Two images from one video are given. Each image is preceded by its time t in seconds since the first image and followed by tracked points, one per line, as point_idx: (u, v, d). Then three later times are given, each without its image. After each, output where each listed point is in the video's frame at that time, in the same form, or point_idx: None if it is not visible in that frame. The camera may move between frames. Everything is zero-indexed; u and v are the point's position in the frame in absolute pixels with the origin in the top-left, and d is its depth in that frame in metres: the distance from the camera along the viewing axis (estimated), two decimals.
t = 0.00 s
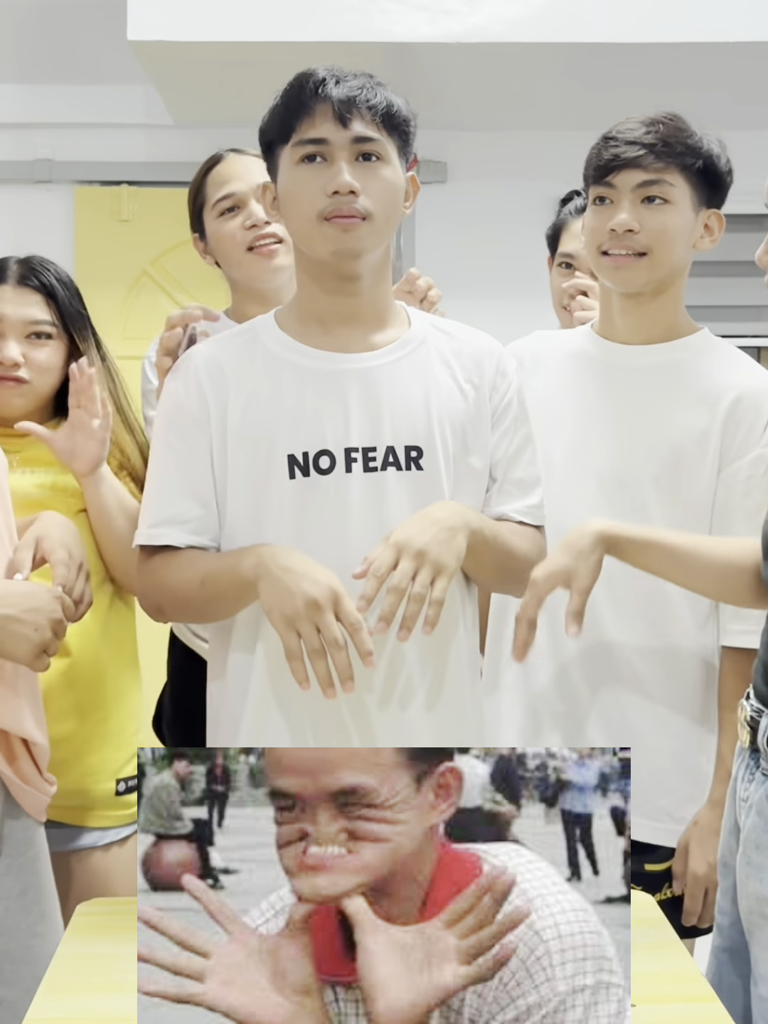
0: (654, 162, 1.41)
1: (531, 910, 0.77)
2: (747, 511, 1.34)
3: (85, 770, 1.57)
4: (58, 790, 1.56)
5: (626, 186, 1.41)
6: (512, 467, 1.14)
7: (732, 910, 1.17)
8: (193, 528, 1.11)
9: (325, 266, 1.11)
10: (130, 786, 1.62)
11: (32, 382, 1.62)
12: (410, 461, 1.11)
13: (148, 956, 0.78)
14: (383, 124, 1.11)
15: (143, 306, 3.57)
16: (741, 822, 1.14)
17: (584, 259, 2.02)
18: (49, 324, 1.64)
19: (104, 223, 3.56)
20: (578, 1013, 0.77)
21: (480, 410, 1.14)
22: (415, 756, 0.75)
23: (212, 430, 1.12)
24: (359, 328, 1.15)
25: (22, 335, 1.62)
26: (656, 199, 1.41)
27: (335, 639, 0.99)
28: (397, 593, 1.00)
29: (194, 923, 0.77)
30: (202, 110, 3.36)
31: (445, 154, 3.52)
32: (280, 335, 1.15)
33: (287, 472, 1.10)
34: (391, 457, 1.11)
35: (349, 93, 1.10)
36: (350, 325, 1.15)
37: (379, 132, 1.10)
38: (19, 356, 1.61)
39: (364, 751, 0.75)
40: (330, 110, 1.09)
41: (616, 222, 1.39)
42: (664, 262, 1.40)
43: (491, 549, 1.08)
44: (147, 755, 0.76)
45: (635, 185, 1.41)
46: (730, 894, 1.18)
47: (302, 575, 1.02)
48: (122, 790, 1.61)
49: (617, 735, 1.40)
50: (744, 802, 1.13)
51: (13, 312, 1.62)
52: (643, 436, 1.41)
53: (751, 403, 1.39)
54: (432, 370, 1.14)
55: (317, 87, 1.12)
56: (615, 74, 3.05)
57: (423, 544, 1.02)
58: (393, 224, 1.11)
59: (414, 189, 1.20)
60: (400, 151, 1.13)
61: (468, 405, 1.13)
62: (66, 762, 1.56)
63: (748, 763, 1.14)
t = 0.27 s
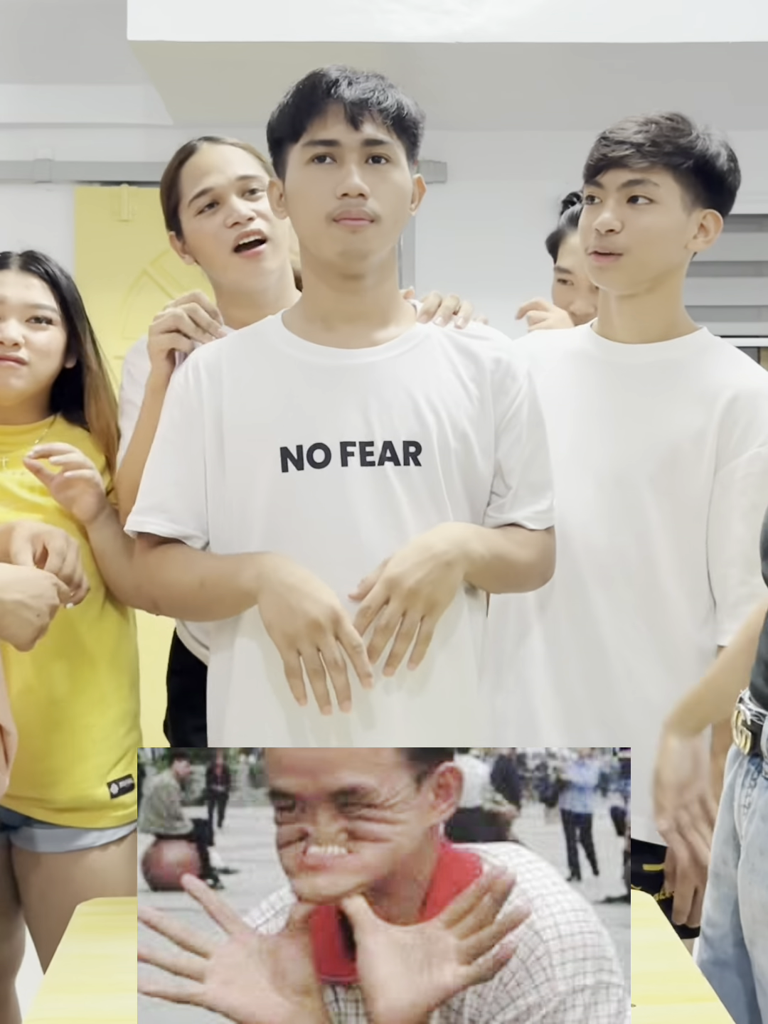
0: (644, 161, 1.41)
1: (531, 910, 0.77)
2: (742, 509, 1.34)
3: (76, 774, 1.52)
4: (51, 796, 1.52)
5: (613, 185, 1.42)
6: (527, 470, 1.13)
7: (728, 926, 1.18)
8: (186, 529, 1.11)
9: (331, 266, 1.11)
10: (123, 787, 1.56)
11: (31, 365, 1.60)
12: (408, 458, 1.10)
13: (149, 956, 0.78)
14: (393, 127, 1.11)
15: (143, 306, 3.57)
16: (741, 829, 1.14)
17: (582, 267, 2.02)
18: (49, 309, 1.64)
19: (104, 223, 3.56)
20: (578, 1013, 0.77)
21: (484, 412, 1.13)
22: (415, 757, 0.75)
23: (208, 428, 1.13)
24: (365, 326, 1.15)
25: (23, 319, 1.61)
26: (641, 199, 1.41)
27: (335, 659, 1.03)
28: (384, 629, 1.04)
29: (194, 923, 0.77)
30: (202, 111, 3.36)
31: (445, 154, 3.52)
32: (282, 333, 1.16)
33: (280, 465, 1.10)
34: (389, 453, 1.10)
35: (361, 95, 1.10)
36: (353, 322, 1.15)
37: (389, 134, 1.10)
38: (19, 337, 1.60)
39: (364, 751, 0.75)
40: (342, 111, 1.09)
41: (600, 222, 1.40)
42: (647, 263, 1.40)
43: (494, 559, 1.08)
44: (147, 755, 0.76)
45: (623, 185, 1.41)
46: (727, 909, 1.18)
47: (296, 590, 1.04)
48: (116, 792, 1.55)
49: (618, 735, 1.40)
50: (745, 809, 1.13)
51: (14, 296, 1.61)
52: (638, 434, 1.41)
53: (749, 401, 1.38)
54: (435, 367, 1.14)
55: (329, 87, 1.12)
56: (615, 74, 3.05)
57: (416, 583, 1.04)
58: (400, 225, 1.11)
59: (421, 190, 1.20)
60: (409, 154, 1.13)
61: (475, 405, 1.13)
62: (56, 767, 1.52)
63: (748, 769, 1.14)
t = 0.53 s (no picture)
0: (651, 161, 1.41)
1: (531, 910, 0.77)
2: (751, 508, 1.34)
3: (55, 771, 1.50)
4: (30, 793, 1.50)
5: (619, 185, 1.42)
6: (533, 469, 1.11)
7: (719, 929, 1.19)
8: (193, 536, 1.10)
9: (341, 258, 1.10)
10: (108, 788, 1.53)
11: (20, 364, 1.60)
12: (412, 460, 1.10)
13: (149, 956, 0.78)
14: (409, 126, 1.11)
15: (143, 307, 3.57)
16: (733, 831, 1.14)
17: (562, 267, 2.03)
18: (38, 311, 1.63)
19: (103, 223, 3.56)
20: (578, 1013, 0.77)
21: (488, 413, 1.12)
22: (415, 756, 0.75)
23: (213, 436, 1.12)
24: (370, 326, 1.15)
25: (13, 320, 1.61)
26: (645, 200, 1.41)
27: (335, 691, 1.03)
28: (365, 610, 1.01)
29: (194, 923, 0.77)
30: (202, 111, 3.36)
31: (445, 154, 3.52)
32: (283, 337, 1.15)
33: (283, 469, 1.10)
34: (392, 455, 1.10)
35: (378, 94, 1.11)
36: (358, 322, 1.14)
37: (405, 133, 1.11)
38: (11, 337, 1.60)
39: (364, 750, 0.75)
40: (359, 107, 1.10)
41: (603, 222, 1.41)
42: (650, 264, 1.40)
43: (498, 558, 1.05)
44: (147, 755, 0.76)
45: (628, 185, 1.41)
46: (719, 913, 1.19)
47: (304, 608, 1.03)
48: (100, 792, 1.53)
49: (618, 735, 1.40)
50: (736, 811, 1.13)
51: (5, 297, 1.61)
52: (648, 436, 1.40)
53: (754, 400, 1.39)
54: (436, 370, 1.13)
55: (349, 83, 1.12)
56: (615, 74, 3.05)
57: (400, 559, 1.01)
58: (412, 224, 1.11)
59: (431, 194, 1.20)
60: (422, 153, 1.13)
61: (477, 404, 1.12)
62: (33, 763, 1.50)
63: (738, 770, 1.14)
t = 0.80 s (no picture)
0: (665, 162, 1.41)
1: (531, 910, 0.77)
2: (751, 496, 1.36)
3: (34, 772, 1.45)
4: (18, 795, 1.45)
5: (632, 187, 1.42)
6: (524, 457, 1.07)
7: (714, 932, 1.19)
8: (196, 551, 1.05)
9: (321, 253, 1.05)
10: (97, 787, 1.48)
11: None
12: (404, 459, 1.05)
13: (149, 955, 0.78)
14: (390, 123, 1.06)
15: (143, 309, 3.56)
16: (728, 831, 1.14)
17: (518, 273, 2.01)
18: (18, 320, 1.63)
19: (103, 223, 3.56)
20: (578, 1013, 0.77)
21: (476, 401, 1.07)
22: (415, 757, 0.75)
23: (204, 444, 1.07)
24: (355, 321, 1.09)
25: None
26: (657, 203, 1.41)
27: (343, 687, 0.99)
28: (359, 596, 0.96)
29: (194, 923, 0.77)
30: (202, 111, 3.36)
31: (445, 154, 3.52)
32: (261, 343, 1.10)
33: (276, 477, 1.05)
34: (383, 456, 1.05)
35: (360, 88, 1.06)
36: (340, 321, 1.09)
37: (387, 130, 1.06)
38: None
39: (364, 750, 0.75)
40: (342, 101, 1.05)
41: (616, 223, 1.41)
42: (662, 267, 1.40)
43: (484, 547, 1.02)
44: (147, 755, 0.76)
45: (642, 187, 1.41)
46: (714, 915, 1.19)
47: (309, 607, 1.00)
48: (90, 790, 1.47)
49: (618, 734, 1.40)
50: (730, 810, 1.13)
51: None
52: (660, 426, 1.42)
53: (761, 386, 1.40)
54: (423, 360, 1.08)
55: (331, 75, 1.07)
56: (615, 74, 3.05)
57: (382, 538, 0.97)
58: (391, 224, 1.06)
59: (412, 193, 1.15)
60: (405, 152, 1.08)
61: (465, 394, 1.08)
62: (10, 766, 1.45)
63: (733, 770, 1.14)
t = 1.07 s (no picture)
0: (673, 156, 1.46)
1: (531, 910, 0.77)
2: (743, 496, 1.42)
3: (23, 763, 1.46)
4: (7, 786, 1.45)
5: (639, 180, 1.47)
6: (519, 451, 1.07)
7: (716, 935, 1.19)
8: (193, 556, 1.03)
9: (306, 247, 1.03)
10: (87, 774, 1.49)
11: None
12: (399, 458, 1.05)
13: (148, 956, 0.78)
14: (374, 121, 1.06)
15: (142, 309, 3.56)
16: (729, 834, 1.14)
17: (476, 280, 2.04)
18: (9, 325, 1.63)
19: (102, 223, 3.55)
20: (578, 1013, 0.77)
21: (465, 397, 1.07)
22: (415, 757, 0.75)
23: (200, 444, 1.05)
24: (342, 320, 1.08)
25: None
26: (664, 196, 1.46)
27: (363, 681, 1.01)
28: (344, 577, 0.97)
29: (194, 923, 0.77)
30: (202, 111, 3.36)
31: (445, 154, 3.52)
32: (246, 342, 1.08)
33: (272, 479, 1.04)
34: (378, 455, 1.05)
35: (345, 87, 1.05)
36: (331, 320, 1.08)
37: (371, 128, 1.05)
38: None
39: (365, 750, 0.75)
40: (327, 99, 1.04)
41: (623, 215, 1.46)
42: (666, 259, 1.46)
43: (495, 540, 1.02)
44: (147, 755, 0.76)
45: (648, 180, 1.46)
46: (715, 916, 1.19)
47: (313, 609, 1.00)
48: (79, 778, 1.48)
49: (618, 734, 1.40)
50: (732, 812, 1.13)
51: None
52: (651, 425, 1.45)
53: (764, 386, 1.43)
54: (411, 358, 1.08)
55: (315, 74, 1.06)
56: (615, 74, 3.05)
57: (387, 530, 0.97)
58: (379, 222, 1.05)
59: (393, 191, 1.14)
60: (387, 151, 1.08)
61: (452, 390, 1.07)
62: None
63: (733, 772, 1.14)
